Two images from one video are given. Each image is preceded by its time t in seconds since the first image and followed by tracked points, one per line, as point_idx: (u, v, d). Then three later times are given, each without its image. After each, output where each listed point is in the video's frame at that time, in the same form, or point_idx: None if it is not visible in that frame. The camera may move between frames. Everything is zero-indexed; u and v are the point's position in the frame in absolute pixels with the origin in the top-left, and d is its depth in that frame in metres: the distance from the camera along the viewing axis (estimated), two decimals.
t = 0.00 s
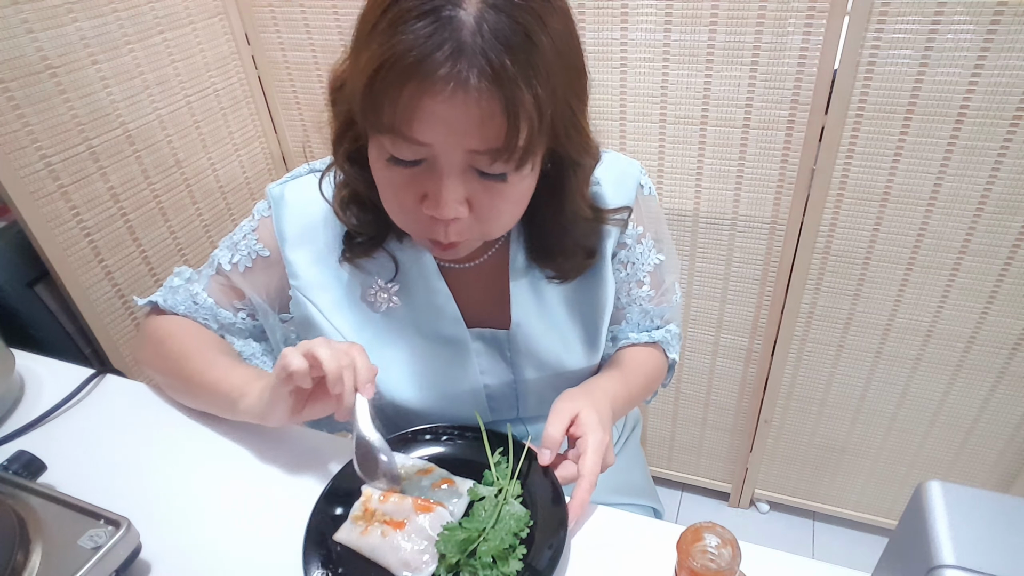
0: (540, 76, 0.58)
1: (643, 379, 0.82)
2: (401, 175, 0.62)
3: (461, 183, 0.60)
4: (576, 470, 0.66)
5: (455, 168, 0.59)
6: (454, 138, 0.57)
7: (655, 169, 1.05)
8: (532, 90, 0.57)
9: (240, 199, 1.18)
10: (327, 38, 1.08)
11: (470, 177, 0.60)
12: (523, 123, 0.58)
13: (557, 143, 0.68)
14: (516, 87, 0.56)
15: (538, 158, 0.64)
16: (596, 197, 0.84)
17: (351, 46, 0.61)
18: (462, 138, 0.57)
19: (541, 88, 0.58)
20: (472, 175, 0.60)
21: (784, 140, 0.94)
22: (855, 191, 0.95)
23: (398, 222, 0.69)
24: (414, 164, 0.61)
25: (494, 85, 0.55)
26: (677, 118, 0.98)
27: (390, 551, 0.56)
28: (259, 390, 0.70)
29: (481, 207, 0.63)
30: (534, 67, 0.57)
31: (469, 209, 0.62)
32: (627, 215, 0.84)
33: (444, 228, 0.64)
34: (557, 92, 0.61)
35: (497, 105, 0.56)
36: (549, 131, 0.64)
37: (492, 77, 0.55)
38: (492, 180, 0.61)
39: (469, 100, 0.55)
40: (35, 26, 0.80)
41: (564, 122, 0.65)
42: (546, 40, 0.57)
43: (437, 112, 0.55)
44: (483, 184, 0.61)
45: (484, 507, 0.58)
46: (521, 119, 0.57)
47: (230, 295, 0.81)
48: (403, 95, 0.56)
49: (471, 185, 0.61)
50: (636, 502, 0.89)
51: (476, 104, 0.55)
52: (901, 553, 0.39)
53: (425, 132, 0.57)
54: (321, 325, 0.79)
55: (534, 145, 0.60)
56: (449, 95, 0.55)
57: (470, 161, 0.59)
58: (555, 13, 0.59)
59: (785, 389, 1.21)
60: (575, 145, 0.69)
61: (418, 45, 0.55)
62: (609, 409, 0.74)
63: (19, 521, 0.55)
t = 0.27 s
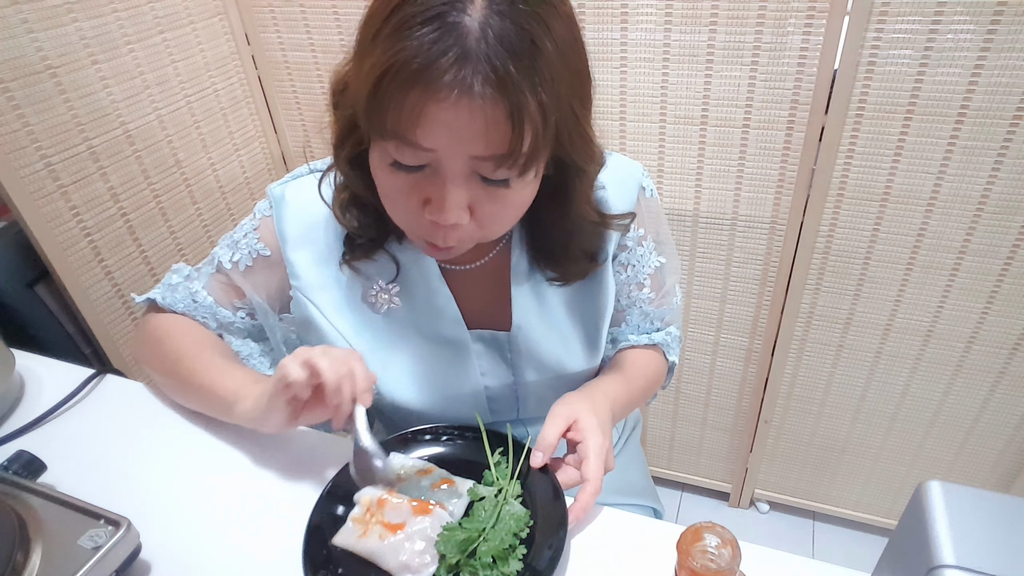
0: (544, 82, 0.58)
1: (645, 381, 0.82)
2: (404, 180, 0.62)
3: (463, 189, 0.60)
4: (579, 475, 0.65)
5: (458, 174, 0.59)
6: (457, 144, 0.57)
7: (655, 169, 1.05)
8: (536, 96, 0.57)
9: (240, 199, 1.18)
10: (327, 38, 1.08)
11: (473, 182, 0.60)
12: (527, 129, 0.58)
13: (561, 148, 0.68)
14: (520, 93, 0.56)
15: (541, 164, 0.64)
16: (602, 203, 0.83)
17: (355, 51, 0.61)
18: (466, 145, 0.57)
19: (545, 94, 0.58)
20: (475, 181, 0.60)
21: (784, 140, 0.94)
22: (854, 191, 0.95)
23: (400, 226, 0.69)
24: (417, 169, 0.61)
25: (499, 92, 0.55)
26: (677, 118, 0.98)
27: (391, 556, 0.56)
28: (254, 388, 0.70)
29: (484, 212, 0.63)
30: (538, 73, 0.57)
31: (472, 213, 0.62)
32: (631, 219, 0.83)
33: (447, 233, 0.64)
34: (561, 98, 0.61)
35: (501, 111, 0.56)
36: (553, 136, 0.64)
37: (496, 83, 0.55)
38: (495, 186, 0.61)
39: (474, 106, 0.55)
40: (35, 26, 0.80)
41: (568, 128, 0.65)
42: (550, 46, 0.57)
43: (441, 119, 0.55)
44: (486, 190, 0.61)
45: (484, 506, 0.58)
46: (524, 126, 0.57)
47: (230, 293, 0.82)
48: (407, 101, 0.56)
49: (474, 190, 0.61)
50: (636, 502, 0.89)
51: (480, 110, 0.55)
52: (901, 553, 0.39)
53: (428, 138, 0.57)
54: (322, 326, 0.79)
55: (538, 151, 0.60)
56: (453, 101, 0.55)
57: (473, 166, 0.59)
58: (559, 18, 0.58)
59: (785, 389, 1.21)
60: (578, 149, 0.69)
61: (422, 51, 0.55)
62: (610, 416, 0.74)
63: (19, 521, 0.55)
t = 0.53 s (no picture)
0: (544, 81, 0.58)
1: (642, 381, 0.83)
2: (404, 178, 0.62)
3: (463, 187, 0.60)
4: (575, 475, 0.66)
5: (458, 172, 0.59)
6: (457, 142, 0.57)
7: (655, 169, 1.05)
8: (536, 95, 0.57)
9: (240, 199, 1.18)
10: (327, 38, 1.08)
11: (474, 181, 0.60)
12: (527, 128, 0.58)
13: (562, 147, 0.67)
14: (520, 92, 0.56)
15: (542, 163, 0.64)
16: (602, 201, 0.83)
17: (355, 49, 0.61)
18: (466, 143, 0.57)
19: (545, 93, 0.58)
20: (475, 179, 0.60)
21: (784, 140, 0.94)
22: (855, 191, 0.95)
23: (400, 224, 0.69)
24: (417, 167, 0.61)
25: (499, 91, 0.55)
26: (676, 118, 0.98)
27: (387, 560, 0.56)
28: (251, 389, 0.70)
29: (485, 211, 0.63)
30: (538, 72, 0.57)
31: (472, 212, 0.62)
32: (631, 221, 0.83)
33: (447, 231, 0.64)
34: (562, 97, 0.61)
35: (501, 110, 0.56)
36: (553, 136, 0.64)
37: (496, 83, 0.55)
38: (495, 185, 0.61)
39: (473, 105, 0.55)
40: (35, 26, 0.80)
41: (569, 127, 0.65)
42: (551, 45, 0.57)
43: (441, 117, 0.55)
44: (486, 189, 0.61)
45: (483, 510, 0.58)
46: (525, 125, 0.57)
47: (229, 291, 0.82)
48: (407, 99, 0.56)
49: (474, 189, 0.61)
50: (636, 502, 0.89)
51: (480, 109, 0.55)
52: (902, 553, 0.39)
53: (428, 137, 0.57)
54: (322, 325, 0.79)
55: (538, 150, 0.60)
56: (453, 100, 0.55)
57: (473, 165, 0.59)
58: (560, 16, 0.58)
59: (785, 389, 1.21)
60: (579, 149, 0.69)
61: (422, 50, 0.55)
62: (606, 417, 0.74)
63: (19, 521, 0.55)
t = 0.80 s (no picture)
0: (540, 81, 0.58)
1: (642, 382, 0.83)
2: (400, 178, 0.62)
3: (459, 187, 0.60)
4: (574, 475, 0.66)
5: (454, 172, 0.59)
6: (453, 141, 0.57)
7: (655, 169, 1.05)
8: (532, 95, 0.57)
9: (240, 199, 1.18)
10: (327, 38, 1.08)
11: (469, 181, 0.60)
12: (522, 128, 0.58)
13: (560, 149, 0.67)
14: (515, 91, 0.56)
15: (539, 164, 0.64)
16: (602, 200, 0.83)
17: (352, 49, 0.61)
18: (461, 142, 0.57)
19: (540, 92, 0.58)
20: (472, 179, 0.60)
21: (784, 140, 0.94)
22: (855, 191, 0.95)
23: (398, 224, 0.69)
24: (413, 167, 0.61)
25: (493, 90, 0.55)
26: (676, 118, 0.98)
27: None
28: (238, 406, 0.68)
29: (481, 211, 0.63)
30: (534, 72, 0.57)
31: (469, 212, 0.62)
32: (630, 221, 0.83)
33: (444, 231, 0.63)
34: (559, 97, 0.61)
35: (496, 109, 0.56)
36: (550, 137, 0.64)
37: (490, 82, 0.55)
38: (491, 185, 0.61)
39: (468, 104, 0.55)
40: (35, 26, 0.80)
41: (566, 128, 0.65)
42: (547, 45, 0.57)
43: (436, 116, 0.56)
44: (483, 189, 0.61)
45: (483, 510, 0.58)
46: (520, 124, 0.57)
47: (229, 291, 0.81)
48: (403, 99, 0.56)
49: (470, 189, 0.61)
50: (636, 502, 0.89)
51: (474, 108, 0.55)
52: (902, 553, 0.39)
53: (423, 136, 0.57)
54: (322, 324, 0.79)
55: (534, 150, 0.60)
56: (448, 99, 0.55)
57: (469, 165, 0.59)
58: (556, 17, 0.58)
59: (785, 389, 1.21)
60: (578, 150, 0.69)
61: (417, 49, 0.55)
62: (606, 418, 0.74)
63: (19, 521, 0.55)
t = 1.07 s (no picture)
0: (545, 86, 0.58)
1: (640, 387, 0.82)
2: (403, 180, 0.62)
3: (462, 190, 0.60)
4: (575, 481, 0.65)
5: (457, 175, 0.59)
6: (457, 145, 0.57)
7: (655, 169, 1.05)
8: (537, 100, 0.57)
9: (240, 199, 1.18)
10: (327, 38, 1.08)
11: (473, 184, 0.60)
12: (526, 133, 0.58)
13: (563, 153, 0.67)
14: (520, 97, 0.56)
15: (542, 168, 0.64)
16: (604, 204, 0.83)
17: (357, 50, 0.61)
18: (465, 146, 0.57)
19: (545, 98, 0.58)
20: (475, 183, 0.60)
21: (784, 140, 0.94)
22: (855, 191, 0.95)
23: (399, 225, 0.69)
24: (416, 169, 0.61)
25: (498, 95, 0.55)
26: (676, 118, 0.98)
27: (383, 559, 0.55)
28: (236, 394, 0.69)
29: (483, 214, 0.63)
30: (540, 77, 0.57)
31: (471, 215, 0.62)
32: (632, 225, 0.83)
33: (446, 233, 0.64)
34: (563, 103, 0.61)
35: (501, 114, 0.56)
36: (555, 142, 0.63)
37: (496, 86, 0.55)
38: (494, 189, 0.61)
39: (473, 108, 0.55)
40: (34, 26, 0.80)
41: (570, 133, 0.65)
42: (553, 50, 0.57)
43: (440, 119, 0.56)
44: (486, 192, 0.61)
45: (483, 507, 0.58)
46: (524, 129, 0.57)
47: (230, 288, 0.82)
48: (407, 101, 0.56)
49: (473, 192, 0.61)
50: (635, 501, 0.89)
51: (479, 112, 0.55)
52: (901, 553, 0.39)
53: (428, 139, 0.57)
54: (321, 325, 0.79)
55: (539, 155, 0.60)
56: (453, 103, 0.55)
57: (472, 168, 0.59)
58: (563, 21, 0.58)
59: (785, 389, 1.21)
60: (582, 154, 0.69)
61: (423, 52, 0.55)
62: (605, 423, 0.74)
63: (19, 521, 0.55)
